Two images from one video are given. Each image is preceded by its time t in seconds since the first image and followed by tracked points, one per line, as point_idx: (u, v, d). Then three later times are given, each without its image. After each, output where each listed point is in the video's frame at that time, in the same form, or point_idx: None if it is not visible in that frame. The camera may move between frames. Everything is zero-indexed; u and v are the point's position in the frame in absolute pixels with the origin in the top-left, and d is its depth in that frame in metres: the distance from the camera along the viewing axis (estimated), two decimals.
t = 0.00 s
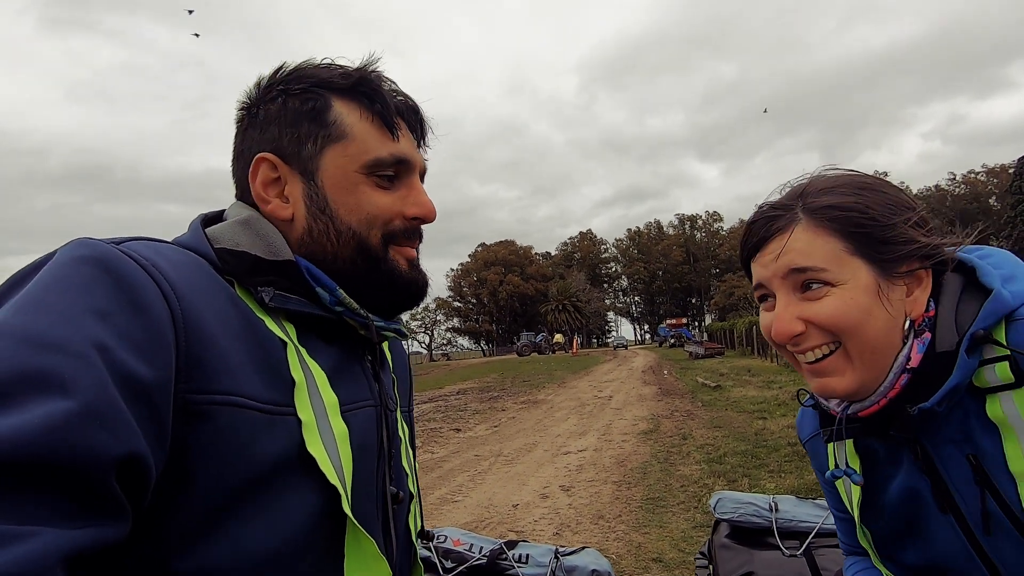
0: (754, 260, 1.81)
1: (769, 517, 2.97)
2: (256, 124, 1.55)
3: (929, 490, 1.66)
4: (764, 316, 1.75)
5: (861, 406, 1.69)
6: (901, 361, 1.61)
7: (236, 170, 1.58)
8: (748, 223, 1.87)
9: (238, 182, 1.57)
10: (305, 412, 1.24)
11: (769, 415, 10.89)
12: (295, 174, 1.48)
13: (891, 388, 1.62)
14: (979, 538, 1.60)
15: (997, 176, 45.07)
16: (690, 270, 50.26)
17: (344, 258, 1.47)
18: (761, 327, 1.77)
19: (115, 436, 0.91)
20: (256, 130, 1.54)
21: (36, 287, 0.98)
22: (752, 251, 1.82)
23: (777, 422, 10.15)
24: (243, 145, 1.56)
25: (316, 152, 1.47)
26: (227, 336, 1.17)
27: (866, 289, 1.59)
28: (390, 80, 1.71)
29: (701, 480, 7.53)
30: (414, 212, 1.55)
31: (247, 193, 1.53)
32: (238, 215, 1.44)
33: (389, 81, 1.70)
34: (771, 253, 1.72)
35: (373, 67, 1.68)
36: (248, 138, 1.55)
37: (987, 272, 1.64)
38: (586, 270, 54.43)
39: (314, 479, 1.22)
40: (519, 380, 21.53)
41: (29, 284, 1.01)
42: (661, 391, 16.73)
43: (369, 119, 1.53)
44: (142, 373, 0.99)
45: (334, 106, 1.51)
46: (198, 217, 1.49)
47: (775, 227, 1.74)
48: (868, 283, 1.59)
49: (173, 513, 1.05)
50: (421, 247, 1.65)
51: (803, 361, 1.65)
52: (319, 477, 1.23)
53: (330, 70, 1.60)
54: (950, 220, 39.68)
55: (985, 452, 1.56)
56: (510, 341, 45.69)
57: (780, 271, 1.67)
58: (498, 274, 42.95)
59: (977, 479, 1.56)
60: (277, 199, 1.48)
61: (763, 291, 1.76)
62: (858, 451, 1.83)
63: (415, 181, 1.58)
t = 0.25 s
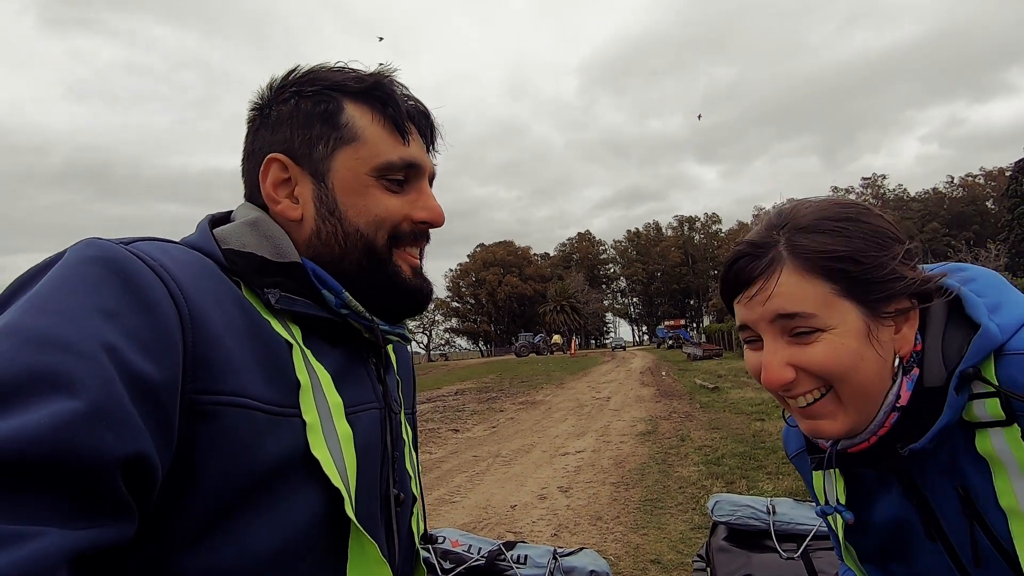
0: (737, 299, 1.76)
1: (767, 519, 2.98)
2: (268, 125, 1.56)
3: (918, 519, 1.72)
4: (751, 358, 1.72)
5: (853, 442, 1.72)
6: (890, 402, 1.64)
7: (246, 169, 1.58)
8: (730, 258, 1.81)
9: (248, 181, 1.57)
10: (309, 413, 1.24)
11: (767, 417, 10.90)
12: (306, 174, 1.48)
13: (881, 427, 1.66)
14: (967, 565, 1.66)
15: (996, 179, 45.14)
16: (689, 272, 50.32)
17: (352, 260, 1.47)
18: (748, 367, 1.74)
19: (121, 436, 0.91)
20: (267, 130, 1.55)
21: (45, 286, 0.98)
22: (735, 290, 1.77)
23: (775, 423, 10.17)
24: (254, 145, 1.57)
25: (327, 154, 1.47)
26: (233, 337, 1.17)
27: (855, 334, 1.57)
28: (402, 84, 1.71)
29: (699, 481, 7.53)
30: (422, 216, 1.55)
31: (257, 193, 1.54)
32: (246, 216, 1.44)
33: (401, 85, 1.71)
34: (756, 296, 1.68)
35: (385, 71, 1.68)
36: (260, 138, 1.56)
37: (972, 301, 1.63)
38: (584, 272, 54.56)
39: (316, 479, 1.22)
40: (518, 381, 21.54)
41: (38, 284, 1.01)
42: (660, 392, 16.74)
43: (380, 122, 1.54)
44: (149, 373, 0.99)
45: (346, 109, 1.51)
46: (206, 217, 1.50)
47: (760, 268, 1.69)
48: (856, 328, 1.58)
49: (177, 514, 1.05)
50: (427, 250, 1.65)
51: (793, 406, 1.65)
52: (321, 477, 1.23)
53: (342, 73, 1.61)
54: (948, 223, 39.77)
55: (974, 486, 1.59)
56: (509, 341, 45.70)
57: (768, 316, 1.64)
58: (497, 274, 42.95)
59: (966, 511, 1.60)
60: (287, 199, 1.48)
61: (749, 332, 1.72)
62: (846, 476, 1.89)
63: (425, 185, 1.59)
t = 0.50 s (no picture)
0: (723, 369, 1.66)
1: (770, 522, 2.99)
2: (275, 123, 1.56)
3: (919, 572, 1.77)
4: (742, 429, 1.64)
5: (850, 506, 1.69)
6: (889, 467, 1.60)
7: (252, 167, 1.58)
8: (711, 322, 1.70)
9: (253, 178, 1.57)
10: (307, 413, 1.23)
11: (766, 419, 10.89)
12: (311, 172, 1.48)
13: (881, 490, 1.64)
14: None
15: (994, 183, 45.27)
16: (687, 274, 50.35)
17: (355, 260, 1.47)
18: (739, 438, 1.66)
19: (120, 436, 0.90)
20: (274, 128, 1.55)
21: (43, 286, 0.98)
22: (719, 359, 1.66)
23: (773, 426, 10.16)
24: (261, 142, 1.57)
25: (333, 153, 1.47)
26: (231, 338, 1.17)
27: (853, 410, 1.50)
28: (409, 85, 1.71)
29: (697, 484, 7.53)
30: (426, 217, 1.55)
31: (262, 192, 1.54)
32: (245, 216, 1.44)
33: (408, 85, 1.71)
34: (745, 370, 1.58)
35: (392, 71, 1.69)
36: (266, 136, 1.56)
37: (964, 350, 1.60)
38: (583, 273, 54.56)
39: (314, 479, 1.22)
40: (516, 382, 21.52)
41: (35, 285, 1.01)
42: (658, 394, 16.73)
43: (387, 122, 1.54)
44: (148, 373, 0.99)
45: (353, 109, 1.51)
46: (205, 217, 1.50)
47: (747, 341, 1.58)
48: (854, 402, 1.51)
49: (174, 515, 1.05)
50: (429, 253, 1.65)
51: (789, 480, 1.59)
52: (318, 477, 1.23)
53: (350, 73, 1.61)
54: (946, 226, 39.85)
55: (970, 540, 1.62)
56: (507, 342, 45.68)
57: (761, 393, 1.54)
58: (496, 275, 42.95)
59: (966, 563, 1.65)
60: (292, 197, 1.48)
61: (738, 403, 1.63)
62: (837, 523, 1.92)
63: (430, 187, 1.59)
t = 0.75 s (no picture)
0: (736, 455, 1.57)
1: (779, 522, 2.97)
2: (280, 126, 1.55)
3: None
4: (763, 515, 1.57)
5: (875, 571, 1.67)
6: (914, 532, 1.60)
7: (257, 169, 1.58)
8: (716, 406, 1.58)
9: (257, 180, 1.57)
10: (309, 419, 1.22)
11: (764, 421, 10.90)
12: (314, 177, 1.47)
13: (907, 555, 1.63)
14: None
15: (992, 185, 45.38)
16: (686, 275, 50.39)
17: (355, 265, 1.46)
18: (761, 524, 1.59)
19: (121, 443, 0.89)
20: (279, 132, 1.54)
21: (44, 291, 0.97)
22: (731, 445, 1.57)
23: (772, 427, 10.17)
24: (266, 145, 1.56)
25: (336, 158, 1.47)
26: (233, 344, 1.16)
27: (878, 483, 1.47)
28: (416, 89, 1.70)
29: (695, 485, 7.54)
30: (428, 225, 1.54)
31: (265, 195, 1.54)
32: (248, 220, 1.43)
33: (415, 89, 1.70)
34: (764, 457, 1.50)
35: (399, 76, 1.68)
36: (272, 139, 1.55)
37: (971, 402, 1.63)
38: (582, 274, 54.58)
39: (317, 484, 1.21)
40: (514, 382, 21.52)
41: (37, 291, 1.00)
42: (656, 395, 16.73)
43: (392, 128, 1.52)
44: (150, 379, 0.98)
45: (358, 114, 1.50)
46: (208, 220, 1.49)
47: (762, 426, 1.50)
48: (879, 476, 1.47)
49: (174, 522, 1.04)
50: (430, 259, 1.64)
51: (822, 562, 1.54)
52: (322, 482, 1.22)
53: (356, 77, 1.60)
54: (944, 228, 39.93)
55: None
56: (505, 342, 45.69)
57: (786, 479, 1.48)
58: (495, 275, 42.95)
59: None
60: (295, 201, 1.47)
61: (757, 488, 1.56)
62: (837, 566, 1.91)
63: (433, 194, 1.58)
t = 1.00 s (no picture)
0: (819, 489, 1.31)
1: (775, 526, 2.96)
2: (276, 127, 1.55)
3: None
4: (846, 558, 1.32)
5: None
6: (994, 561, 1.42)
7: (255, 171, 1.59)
8: (793, 431, 1.31)
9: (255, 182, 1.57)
10: (307, 420, 1.21)
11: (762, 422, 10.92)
12: (308, 178, 1.47)
13: None
14: None
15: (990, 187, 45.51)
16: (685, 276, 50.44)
17: (348, 267, 1.45)
18: (841, 570, 1.34)
19: (118, 443, 0.89)
20: (275, 133, 1.54)
21: (40, 291, 0.96)
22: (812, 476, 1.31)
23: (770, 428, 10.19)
24: (263, 146, 1.56)
25: (329, 159, 1.46)
26: (230, 345, 1.15)
27: (979, 509, 1.28)
28: (414, 87, 1.68)
29: (695, 485, 7.54)
30: (422, 226, 1.52)
31: (263, 196, 1.54)
32: (246, 220, 1.42)
33: (413, 87, 1.68)
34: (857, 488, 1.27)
35: (397, 75, 1.66)
36: (269, 140, 1.55)
37: None
38: (581, 274, 54.61)
39: (315, 485, 1.20)
40: (513, 382, 21.53)
41: (33, 291, 0.99)
42: (655, 396, 16.75)
43: (387, 129, 1.51)
44: (147, 378, 0.97)
45: (351, 114, 1.49)
46: (207, 220, 1.48)
47: (856, 450, 1.26)
48: (979, 499, 1.29)
49: (172, 524, 1.03)
50: (426, 259, 1.63)
51: None
52: (321, 483, 1.21)
53: (351, 76, 1.58)
54: (943, 230, 40.02)
55: None
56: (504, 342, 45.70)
57: (888, 514, 1.25)
58: (494, 275, 42.96)
59: None
60: (289, 203, 1.47)
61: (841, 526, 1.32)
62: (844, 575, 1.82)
63: (429, 194, 1.56)
